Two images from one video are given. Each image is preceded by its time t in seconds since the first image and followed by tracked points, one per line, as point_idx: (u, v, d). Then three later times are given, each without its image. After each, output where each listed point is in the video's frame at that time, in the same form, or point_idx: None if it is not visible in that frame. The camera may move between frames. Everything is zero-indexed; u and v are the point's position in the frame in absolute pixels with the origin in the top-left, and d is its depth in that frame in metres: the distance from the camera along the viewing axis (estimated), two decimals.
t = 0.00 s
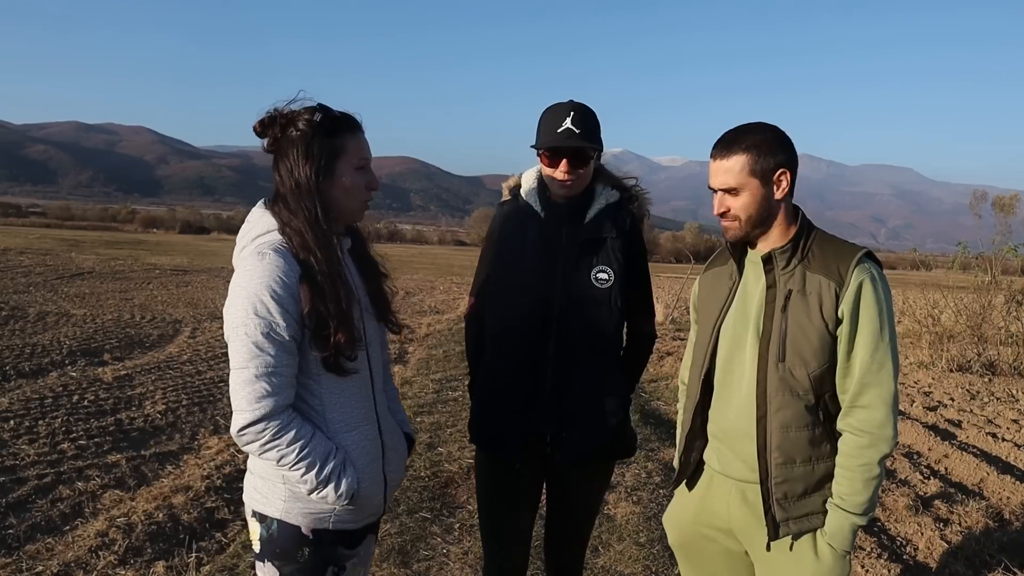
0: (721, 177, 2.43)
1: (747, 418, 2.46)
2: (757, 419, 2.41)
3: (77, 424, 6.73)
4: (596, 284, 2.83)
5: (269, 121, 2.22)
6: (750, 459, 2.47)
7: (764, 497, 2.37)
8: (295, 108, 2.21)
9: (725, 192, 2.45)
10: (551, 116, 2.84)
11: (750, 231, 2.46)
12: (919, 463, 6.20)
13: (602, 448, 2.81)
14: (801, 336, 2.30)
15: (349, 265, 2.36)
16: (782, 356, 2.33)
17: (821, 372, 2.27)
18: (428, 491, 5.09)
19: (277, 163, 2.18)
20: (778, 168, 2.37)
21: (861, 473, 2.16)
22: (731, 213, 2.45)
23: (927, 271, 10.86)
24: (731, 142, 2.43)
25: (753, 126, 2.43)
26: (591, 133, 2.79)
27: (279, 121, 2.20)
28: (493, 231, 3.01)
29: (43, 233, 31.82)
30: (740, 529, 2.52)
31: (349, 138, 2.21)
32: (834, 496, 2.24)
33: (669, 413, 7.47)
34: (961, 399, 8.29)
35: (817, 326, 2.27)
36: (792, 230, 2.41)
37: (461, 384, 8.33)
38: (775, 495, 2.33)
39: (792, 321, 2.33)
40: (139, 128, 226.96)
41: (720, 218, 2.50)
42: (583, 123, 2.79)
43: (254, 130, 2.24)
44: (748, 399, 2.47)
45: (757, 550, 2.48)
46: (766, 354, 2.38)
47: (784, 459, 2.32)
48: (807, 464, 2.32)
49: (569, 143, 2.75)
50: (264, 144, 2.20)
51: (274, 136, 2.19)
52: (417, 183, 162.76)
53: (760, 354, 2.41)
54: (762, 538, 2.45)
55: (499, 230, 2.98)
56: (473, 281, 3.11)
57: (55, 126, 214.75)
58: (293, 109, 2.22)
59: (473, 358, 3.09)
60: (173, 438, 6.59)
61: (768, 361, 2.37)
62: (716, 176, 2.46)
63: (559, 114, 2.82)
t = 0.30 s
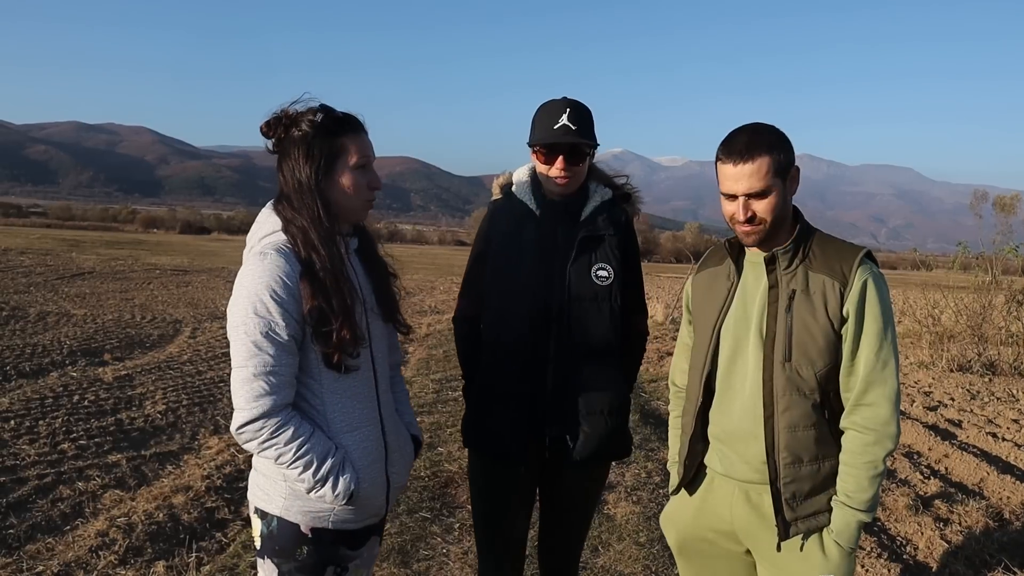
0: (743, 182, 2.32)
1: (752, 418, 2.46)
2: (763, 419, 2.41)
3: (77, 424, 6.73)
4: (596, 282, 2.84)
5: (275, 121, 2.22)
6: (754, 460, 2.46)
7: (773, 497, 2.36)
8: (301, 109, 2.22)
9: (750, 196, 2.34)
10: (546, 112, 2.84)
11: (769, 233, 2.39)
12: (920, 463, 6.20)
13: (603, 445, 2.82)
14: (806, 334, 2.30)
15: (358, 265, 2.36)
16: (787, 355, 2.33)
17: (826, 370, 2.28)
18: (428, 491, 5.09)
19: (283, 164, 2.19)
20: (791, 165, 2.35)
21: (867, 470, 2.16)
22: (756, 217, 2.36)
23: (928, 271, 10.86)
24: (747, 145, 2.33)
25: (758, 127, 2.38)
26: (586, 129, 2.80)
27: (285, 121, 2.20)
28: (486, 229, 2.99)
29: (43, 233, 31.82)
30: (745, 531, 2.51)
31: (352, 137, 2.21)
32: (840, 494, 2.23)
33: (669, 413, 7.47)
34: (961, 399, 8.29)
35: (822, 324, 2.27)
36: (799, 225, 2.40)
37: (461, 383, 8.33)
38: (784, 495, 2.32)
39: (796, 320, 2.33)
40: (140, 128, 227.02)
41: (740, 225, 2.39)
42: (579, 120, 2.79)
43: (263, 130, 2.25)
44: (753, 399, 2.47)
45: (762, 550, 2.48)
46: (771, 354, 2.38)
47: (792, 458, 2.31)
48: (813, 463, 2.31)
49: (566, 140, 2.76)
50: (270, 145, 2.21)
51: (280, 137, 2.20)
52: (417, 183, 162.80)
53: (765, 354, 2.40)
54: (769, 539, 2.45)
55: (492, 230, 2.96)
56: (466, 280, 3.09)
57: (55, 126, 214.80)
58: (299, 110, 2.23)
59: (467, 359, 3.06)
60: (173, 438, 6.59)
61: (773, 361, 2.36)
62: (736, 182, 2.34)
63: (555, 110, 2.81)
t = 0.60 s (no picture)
0: (753, 182, 2.31)
1: (756, 417, 2.45)
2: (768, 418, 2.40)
3: (75, 424, 6.73)
4: (593, 281, 2.85)
5: (273, 120, 2.21)
6: (757, 460, 2.46)
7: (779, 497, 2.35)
8: (299, 108, 2.21)
9: (759, 196, 2.33)
10: (540, 111, 2.84)
11: (776, 233, 2.38)
12: (917, 462, 6.21)
13: (601, 444, 2.82)
14: (811, 333, 2.30)
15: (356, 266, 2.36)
16: (792, 354, 2.32)
17: (829, 369, 2.29)
18: (426, 490, 5.09)
19: (282, 163, 2.19)
20: (796, 164, 2.35)
21: (870, 469, 2.18)
22: (766, 217, 2.35)
23: (926, 271, 10.86)
24: (755, 144, 2.32)
25: (765, 126, 2.37)
26: (580, 127, 2.81)
27: (283, 120, 2.20)
28: (481, 228, 2.98)
29: (41, 232, 31.78)
30: (747, 531, 2.51)
31: (350, 137, 2.21)
32: (843, 493, 2.24)
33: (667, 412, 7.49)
34: (959, 398, 8.30)
35: (827, 324, 2.28)
36: (801, 225, 2.41)
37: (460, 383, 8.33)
38: (790, 495, 2.32)
39: (801, 320, 2.32)
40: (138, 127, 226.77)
41: (749, 224, 2.37)
42: (574, 118, 2.80)
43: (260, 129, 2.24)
44: (756, 399, 2.47)
45: (764, 551, 2.48)
46: (775, 353, 2.37)
47: (798, 457, 2.31)
48: (818, 462, 2.32)
49: (560, 138, 2.76)
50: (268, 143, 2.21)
51: (278, 136, 2.19)
52: (416, 183, 162.71)
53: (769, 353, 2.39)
54: (773, 538, 2.44)
55: (489, 229, 2.96)
56: (461, 280, 3.09)
57: (53, 125, 214.53)
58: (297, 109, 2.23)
59: (464, 358, 3.07)
60: (172, 438, 6.59)
61: (779, 360, 2.35)
62: (745, 181, 2.33)
63: (549, 108, 2.82)
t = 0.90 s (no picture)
0: (755, 182, 2.31)
1: (757, 418, 2.45)
2: (770, 418, 2.40)
3: (74, 424, 6.72)
4: (594, 283, 2.85)
5: (270, 117, 2.21)
6: (758, 461, 2.46)
7: (779, 498, 2.35)
8: (297, 107, 2.21)
9: (762, 197, 2.33)
10: (539, 111, 2.85)
11: (780, 232, 2.38)
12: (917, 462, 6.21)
13: (600, 444, 2.82)
14: (814, 334, 2.30)
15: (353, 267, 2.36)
16: (795, 355, 2.32)
17: (832, 370, 2.28)
18: (426, 491, 5.09)
19: (279, 161, 2.18)
20: (801, 164, 2.34)
21: (871, 472, 2.18)
22: (769, 217, 2.34)
23: (925, 271, 10.87)
24: (758, 144, 2.32)
25: (769, 126, 2.36)
26: (579, 127, 2.81)
27: (280, 119, 2.20)
28: (482, 230, 2.98)
29: (41, 232, 31.76)
30: (746, 532, 2.51)
31: (350, 138, 2.22)
32: (843, 495, 2.24)
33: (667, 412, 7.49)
34: (959, 398, 8.30)
35: (830, 325, 2.27)
36: (805, 225, 2.40)
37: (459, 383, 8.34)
38: (790, 496, 2.32)
39: (803, 321, 2.32)
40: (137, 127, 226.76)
41: (752, 225, 2.37)
42: (572, 118, 2.80)
43: (256, 126, 2.23)
44: (758, 399, 2.46)
45: (763, 552, 2.48)
46: (778, 354, 2.36)
47: (798, 459, 2.31)
48: (819, 464, 2.32)
49: (558, 136, 2.76)
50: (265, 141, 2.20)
51: (276, 133, 2.19)
52: (415, 183, 162.74)
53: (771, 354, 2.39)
54: (773, 539, 2.44)
55: (490, 231, 2.95)
56: (463, 281, 3.09)
57: (53, 125, 214.48)
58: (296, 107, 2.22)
59: (465, 359, 3.07)
60: (171, 438, 6.59)
61: (781, 361, 2.35)
62: (748, 182, 2.33)
63: (547, 108, 2.82)
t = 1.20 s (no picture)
0: (757, 185, 2.32)
1: (758, 420, 2.45)
2: (771, 421, 2.40)
3: (74, 425, 6.72)
4: (595, 285, 2.86)
5: (267, 118, 2.21)
6: (758, 462, 2.45)
7: (777, 500, 2.35)
8: (294, 107, 2.21)
9: (765, 198, 2.33)
10: (537, 115, 2.85)
11: (783, 234, 2.38)
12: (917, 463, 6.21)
13: (601, 445, 2.83)
14: (816, 337, 2.30)
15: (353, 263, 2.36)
16: (796, 358, 2.32)
17: (834, 374, 2.28)
18: (426, 492, 5.09)
19: (277, 161, 2.17)
20: (804, 165, 2.34)
21: (872, 476, 2.18)
22: (772, 219, 2.34)
23: (925, 272, 10.86)
24: (759, 147, 2.32)
25: (771, 128, 2.36)
26: (576, 130, 2.79)
27: (277, 119, 2.19)
28: (486, 234, 2.99)
29: (40, 233, 31.75)
30: (745, 533, 2.51)
31: (348, 138, 2.22)
32: (843, 498, 2.24)
33: (667, 413, 7.48)
34: (959, 399, 8.30)
35: (832, 327, 2.27)
36: (810, 225, 2.39)
37: (459, 384, 8.34)
38: (789, 499, 2.32)
39: (805, 323, 2.32)
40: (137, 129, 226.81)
41: (756, 227, 2.37)
42: (570, 121, 2.79)
43: (252, 127, 2.22)
44: (759, 401, 2.46)
45: (762, 554, 2.48)
46: (779, 356, 2.37)
47: (798, 461, 2.31)
48: (819, 467, 2.32)
49: (556, 139, 2.76)
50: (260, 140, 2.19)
51: (273, 134, 2.18)
52: (415, 184, 162.77)
53: (773, 356, 2.39)
54: (772, 541, 2.44)
55: (493, 235, 2.96)
56: (467, 283, 3.10)
57: (53, 126, 214.54)
58: (292, 108, 2.22)
59: (467, 360, 3.07)
60: (171, 439, 6.59)
61: (783, 363, 2.35)
62: (751, 185, 2.33)
63: (544, 112, 2.82)
